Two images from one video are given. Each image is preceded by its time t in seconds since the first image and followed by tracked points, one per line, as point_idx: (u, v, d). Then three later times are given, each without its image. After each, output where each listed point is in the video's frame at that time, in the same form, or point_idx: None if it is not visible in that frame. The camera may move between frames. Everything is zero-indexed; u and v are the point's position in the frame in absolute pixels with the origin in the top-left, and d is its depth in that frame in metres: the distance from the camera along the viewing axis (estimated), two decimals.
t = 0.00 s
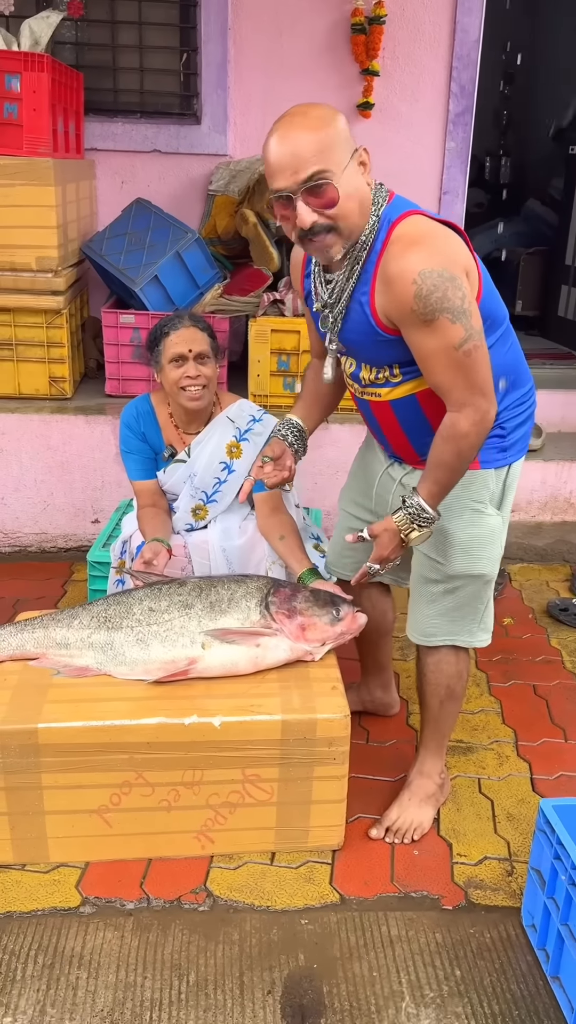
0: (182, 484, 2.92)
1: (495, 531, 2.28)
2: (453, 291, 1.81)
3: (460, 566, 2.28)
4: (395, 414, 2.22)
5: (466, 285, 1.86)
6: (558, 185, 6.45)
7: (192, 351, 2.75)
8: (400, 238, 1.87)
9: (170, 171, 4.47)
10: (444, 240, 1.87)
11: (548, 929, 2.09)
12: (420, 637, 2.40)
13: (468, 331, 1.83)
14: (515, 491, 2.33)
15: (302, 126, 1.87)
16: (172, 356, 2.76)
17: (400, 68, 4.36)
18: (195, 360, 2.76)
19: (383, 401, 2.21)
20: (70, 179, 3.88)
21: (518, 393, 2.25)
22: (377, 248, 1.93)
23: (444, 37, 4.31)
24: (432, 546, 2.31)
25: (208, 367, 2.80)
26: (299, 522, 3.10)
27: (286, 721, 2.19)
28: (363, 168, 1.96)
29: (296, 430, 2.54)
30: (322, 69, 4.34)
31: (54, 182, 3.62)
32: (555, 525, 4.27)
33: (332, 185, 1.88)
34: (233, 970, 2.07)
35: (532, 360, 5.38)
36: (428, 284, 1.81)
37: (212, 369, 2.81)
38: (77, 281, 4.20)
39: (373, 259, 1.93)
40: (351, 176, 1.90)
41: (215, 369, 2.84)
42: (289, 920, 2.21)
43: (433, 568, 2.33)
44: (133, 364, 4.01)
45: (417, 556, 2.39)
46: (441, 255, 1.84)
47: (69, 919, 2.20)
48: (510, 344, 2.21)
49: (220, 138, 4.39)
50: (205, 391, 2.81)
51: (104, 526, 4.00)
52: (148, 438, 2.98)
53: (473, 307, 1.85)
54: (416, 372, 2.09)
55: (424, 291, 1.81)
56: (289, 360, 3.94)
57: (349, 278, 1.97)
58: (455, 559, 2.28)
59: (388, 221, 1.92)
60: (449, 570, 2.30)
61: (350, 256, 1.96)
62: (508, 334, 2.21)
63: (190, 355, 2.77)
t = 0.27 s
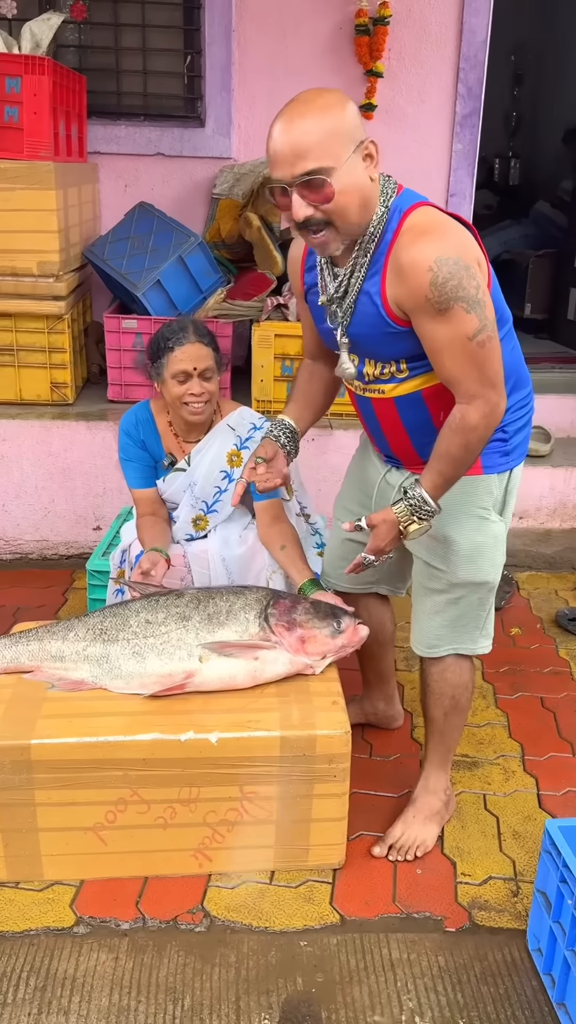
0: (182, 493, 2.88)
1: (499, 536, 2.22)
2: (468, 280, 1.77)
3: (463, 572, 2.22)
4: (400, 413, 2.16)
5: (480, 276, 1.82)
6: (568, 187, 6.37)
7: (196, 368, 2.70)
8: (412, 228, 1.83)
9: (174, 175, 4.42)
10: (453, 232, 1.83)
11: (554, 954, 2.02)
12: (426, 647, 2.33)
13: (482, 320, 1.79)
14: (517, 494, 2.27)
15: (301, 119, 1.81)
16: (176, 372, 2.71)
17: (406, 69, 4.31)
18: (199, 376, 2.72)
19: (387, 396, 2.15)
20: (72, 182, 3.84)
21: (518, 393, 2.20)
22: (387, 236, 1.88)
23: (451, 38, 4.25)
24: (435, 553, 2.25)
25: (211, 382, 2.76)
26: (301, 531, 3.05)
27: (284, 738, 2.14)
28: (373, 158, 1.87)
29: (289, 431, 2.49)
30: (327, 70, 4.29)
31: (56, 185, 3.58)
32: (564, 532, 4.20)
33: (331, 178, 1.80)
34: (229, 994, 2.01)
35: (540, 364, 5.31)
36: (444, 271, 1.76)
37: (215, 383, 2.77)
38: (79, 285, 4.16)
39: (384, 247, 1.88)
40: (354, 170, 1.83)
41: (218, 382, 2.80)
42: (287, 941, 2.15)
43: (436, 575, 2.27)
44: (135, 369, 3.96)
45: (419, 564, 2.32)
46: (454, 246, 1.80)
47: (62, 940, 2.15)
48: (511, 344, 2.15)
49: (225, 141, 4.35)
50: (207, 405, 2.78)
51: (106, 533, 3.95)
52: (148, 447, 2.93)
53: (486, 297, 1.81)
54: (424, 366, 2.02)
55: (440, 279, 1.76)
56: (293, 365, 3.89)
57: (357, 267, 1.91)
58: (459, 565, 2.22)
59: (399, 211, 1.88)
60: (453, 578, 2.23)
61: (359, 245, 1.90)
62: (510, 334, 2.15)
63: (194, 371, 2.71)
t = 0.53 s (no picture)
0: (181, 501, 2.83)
1: (507, 549, 2.17)
2: (447, 347, 1.72)
3: (468, 582, 2.18)
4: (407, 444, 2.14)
5: (462, 337, 1.76)
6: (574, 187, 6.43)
7: (196, 378, 2.68)
8: (392, 290, 1.76)
9: (176, 177, 4.38)
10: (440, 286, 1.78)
11: (559, 974, 1.97)
12: (428, 659, 2.28)
13: (461, 385, 1.75)
14: (526, 510, 2.22)
15: (260, 194, 1.75)
16: (175, 381, 2.69)
17: (410, 69, 4.26)
18: (198, 387, 2.70)
19: (394, 432, 2.11)
20: (73, 185, 3.81)
21: (531, 411, 2.14)
22: (369, 299, 1.83)
23: (455, 37, 4.21)
24: (439, 562, 2.21)
25: (211, 391, 2.74)
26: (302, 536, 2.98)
27: (283, 751, 2.09)
28: (333, 236, 1.81)
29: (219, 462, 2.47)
30: (330, 71, 4.25)
31: (56, 188, 3.55)
32: (571, 536, 4.15)
33: (281, 263, 1.79)
34: (226, 1015, 1.96)
35: (547, 366, 5.25)
36: (422, 341, 1.71)
37: (215, 392, 2.75)
38: (80, 289, 4.13)
39: (366, 311, 1.83)
40: (306, 253, 1.79)
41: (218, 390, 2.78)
42: (287, 959, 2.11)
43: (440, 584, 2.23)
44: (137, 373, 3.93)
45: (424, 573, 2.29)
46: (436, 310, 1.73)
47: (57, 957, 2.11)
48: (520, 361, 2.10)
49: (227, 142, 4.30)
50: (206, 413, 2.77)
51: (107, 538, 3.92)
52: (147, 453, 2.90)
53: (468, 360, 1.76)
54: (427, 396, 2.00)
55: (417, 349, 1.72)
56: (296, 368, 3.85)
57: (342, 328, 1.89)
58: (463, 574, 2.17)
59: (379, 270, 1.82)
60: (459, 588, 2.19)
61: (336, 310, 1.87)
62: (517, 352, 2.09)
63: (193, 381, 2.70)
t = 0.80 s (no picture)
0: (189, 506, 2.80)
1: (539, 552, 2.15)
2: (427, 434, 1.80)
3: (502, 585, 2.14)
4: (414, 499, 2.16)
5: (437, 418, 1.84)
6: None
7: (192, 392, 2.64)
8: (364, 401, 1.81)
9: (182, 178, 4.34)
10: (403, 383, 1.84)
11: None
12: (460, 666, 2.23)
13: (450, 462, 1.84)
14: (553, 517, 2.20)
15: (227, 356, 1.73)
16: (171, 393, 2.66)
17: (418, 69, 4.21)
18: (194, 400, 2.66)
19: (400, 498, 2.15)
20: (78, 187, 3.76)
21: (536, 443, 2.12)
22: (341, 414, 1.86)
23: (464, 36, 4.16)
24: (472, 565, 2.17)
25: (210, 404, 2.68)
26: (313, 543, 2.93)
27: (295, 766, 2.03)
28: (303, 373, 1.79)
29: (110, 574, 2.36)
30: (337, 71, 4.20)
31: (60, 190, 3.51)
32: None
33: (260, 410, 1.79)
34: None
35: (556, 368, 5.20)
36: (404, 437, 1.79)
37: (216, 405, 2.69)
38: (86, 292, 4.08)
39: (343, 424, 1.87)
40: (281, 397, 1.78)
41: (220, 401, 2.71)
42: (298, 979, 2.06)
43: (473, 586, 2.19)
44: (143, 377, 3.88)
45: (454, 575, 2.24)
46: (407, 407, 1.80)
47: (64, 976, 2.06)
48: (513, 393, 2.11)
49: (233, 143, 4.25)
50: (205, 423, 2.74)
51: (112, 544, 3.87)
52: (153, 458, 2.91)
53: (451, 437, 1.83)
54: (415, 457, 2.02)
55: (401, 444, 1.80)
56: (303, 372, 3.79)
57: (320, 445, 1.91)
58: (499, 577, 2.14)
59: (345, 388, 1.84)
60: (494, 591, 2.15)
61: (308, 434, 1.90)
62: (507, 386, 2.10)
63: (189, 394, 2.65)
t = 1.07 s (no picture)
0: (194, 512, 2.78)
1: (546, 550, 2.15)
2: (422, 477, 1.82)
3: (515, 584, 2.13)
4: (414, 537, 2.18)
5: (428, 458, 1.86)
6: None
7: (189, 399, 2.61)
8: (354, 453, 1.83)
9: (184, 180, 4.30)
10: (390, 429, 1.86)
11: None
12: (471, 666, 2.21)
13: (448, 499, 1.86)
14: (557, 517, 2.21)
15: (228, 432, 1.72)
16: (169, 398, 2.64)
17: (423, 69, 4.17)
18: (191, 406, 2.63)
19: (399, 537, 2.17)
20: (79, 189, 3.73)
21: (528, 460, 2.13)
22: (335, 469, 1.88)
23: (469, 36, 4.12)
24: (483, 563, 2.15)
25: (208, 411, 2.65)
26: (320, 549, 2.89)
27: (304, 779, 1.99)
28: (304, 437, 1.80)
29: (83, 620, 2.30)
30: (340, 72, 4.17)
31: (61, 192, 3.47)
32: None
33: (266, 479, 1.79)
34: None
35: (562, 370, 5.15)
36: (399, 482, 1.81)
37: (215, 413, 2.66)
38: (87, 295, 4.05)
39: (338, 478, 1.88)
40: (286, 462, 1.78)
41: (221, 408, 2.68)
42: (308, 997, 2.01)
43: (484, 586, 2.17)
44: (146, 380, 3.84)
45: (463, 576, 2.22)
46: (398, 452, 1.82)
47: (68, 995, 2.02)
48: (501, 414, 2.12)
49: (236, 144, 4.21)
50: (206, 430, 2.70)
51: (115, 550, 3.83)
52: (158, 464, 2.87)
53: (446, 475, 1.85)
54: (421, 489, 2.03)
55: (398, 490, 1.81)
56: (308, 375, 3.75)
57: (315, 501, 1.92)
58: (513, 574, 2.12)
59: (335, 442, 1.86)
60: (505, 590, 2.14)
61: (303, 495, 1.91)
62: (492, 410, 2.12)
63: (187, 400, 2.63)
